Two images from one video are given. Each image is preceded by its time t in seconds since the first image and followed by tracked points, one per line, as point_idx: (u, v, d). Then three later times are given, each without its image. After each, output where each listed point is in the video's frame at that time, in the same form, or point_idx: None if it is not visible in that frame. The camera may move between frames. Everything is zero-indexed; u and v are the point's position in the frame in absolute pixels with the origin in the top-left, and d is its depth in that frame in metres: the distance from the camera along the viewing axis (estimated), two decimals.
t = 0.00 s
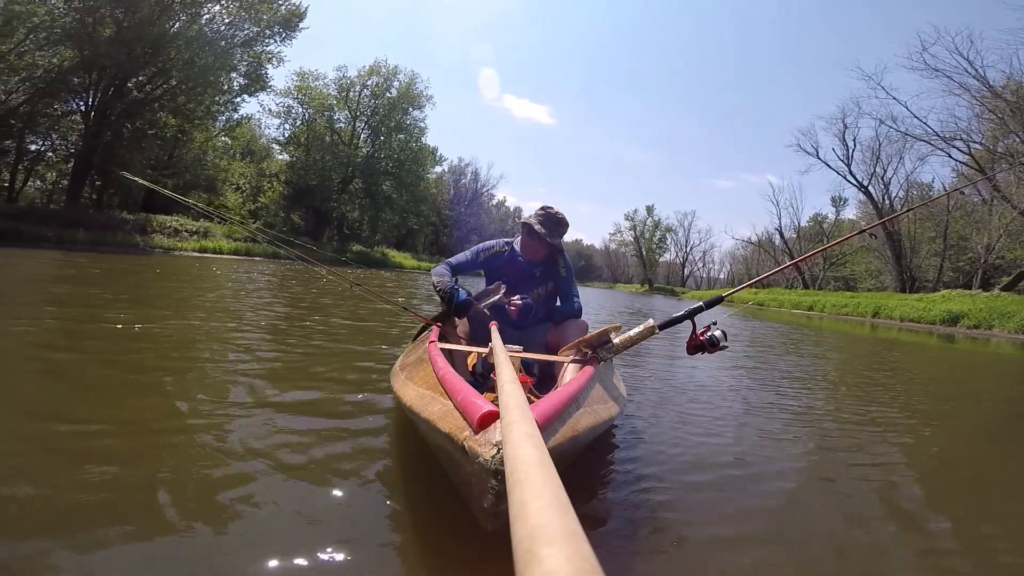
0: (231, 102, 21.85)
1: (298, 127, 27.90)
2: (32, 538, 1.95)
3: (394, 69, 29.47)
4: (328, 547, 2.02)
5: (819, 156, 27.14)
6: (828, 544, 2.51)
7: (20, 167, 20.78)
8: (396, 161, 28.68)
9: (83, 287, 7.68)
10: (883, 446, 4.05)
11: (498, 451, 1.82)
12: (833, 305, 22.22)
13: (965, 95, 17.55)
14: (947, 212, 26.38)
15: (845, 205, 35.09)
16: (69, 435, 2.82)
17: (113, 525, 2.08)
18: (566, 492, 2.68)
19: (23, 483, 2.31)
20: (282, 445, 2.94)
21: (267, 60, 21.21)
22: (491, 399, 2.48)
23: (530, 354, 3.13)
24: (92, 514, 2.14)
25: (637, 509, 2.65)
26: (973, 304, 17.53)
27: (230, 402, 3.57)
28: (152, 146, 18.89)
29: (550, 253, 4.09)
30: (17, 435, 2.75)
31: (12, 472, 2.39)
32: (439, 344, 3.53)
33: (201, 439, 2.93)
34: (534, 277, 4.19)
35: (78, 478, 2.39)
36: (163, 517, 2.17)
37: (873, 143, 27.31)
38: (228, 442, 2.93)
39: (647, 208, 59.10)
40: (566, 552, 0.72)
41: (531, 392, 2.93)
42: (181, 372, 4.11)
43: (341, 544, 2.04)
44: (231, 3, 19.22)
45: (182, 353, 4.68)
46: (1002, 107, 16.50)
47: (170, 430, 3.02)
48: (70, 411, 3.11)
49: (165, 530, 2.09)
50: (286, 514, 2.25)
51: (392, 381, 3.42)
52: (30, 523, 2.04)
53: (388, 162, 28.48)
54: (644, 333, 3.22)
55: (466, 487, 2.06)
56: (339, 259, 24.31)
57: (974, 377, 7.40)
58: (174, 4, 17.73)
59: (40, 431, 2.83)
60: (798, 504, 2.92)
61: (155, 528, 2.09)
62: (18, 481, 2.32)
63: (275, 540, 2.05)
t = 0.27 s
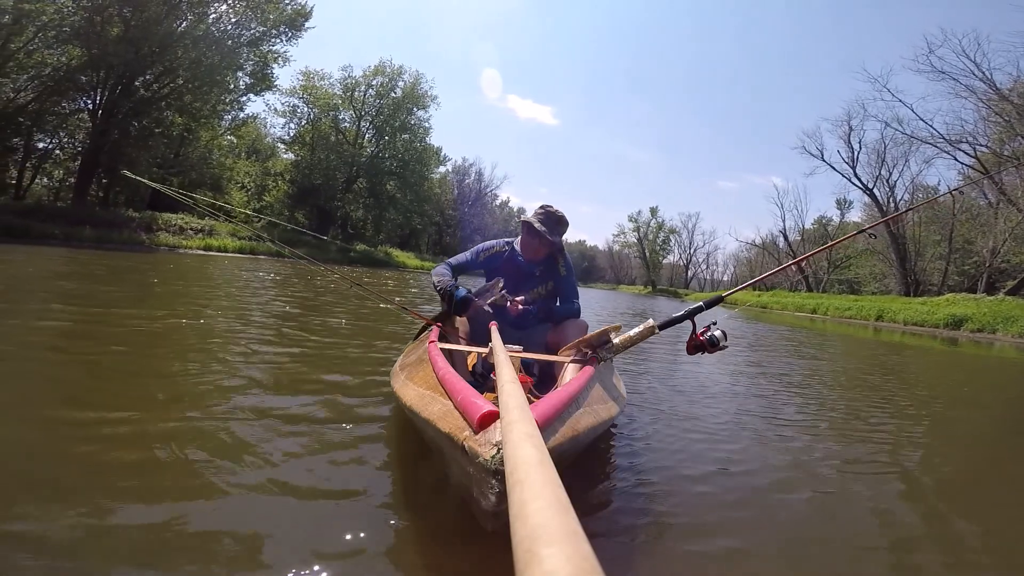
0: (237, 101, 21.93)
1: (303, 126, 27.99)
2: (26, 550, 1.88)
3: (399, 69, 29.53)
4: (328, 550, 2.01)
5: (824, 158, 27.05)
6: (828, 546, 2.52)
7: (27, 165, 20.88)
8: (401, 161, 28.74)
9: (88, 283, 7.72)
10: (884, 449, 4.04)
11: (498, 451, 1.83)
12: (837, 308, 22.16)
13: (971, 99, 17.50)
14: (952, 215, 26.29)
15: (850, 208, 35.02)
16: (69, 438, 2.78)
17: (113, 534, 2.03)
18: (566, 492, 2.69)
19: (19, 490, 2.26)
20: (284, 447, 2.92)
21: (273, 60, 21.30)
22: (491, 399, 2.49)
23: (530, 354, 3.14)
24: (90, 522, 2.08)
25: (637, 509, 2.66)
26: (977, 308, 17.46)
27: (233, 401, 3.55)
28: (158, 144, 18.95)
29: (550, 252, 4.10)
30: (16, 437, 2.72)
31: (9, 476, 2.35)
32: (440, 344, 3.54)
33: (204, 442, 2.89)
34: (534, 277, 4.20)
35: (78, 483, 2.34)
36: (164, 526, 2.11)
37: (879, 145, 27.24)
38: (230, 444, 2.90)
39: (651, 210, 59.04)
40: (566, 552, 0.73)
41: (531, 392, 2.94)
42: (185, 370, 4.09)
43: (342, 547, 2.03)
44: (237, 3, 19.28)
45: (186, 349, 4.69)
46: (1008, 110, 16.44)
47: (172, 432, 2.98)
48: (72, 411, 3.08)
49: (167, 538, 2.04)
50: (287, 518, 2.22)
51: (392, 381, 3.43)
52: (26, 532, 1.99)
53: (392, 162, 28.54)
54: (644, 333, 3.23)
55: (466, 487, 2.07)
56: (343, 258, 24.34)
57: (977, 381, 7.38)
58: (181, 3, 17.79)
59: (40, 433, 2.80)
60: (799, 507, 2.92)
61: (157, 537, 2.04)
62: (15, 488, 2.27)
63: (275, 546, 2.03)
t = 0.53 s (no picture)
0: (240, 103, 21.98)
1: (306, 128, 28.04)
2: (24, 557, 1.83)
3: (401, 70, 29.56)
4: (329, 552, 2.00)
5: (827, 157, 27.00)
6: (830, 546, 2.51)
7: (31, 167, 20.97)
8: (403, 162, 28.77)
9: (92, 285, 7.75)
10: (887, 449, 4.03)
11: (498, 451, 1.84)
12: (840, 308, 22.11)
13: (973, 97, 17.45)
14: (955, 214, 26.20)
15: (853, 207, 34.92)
16: (69, 441, 2.73)
17: (111, 540, 1.96)
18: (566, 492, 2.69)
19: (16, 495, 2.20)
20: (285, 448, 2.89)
21: (275, 61, 21.35)
22: (491, 399, 2.50)
23: (531, 354, 3.14)
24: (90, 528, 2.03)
25: (637, 509, 2.66)
26: (980, 306, 17.41)
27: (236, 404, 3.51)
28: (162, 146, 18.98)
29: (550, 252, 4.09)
30: (13, 441, 2.67)
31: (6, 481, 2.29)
32: (440, 344, 3.54)
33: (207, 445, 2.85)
34: (534, 277, 4.20)
35: (77, 487, 2.29)
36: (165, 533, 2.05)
37: (881, 144, 27.16)
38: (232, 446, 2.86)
39: (654, 210, 58.99)
40: (566, 552, 0.72)
41: (531, 392, 2.94)
42: (188, 373, 4.07)
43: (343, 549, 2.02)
44: (239, 5, 19.32)
45: (189, 351, 4.69)
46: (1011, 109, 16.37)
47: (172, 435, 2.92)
48: (72, 414, 3.05)
49: (168, 545, 1.98)
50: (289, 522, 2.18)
51: (392, 380, 3.43)
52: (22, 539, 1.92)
53: (394, 163, 28.58)
54: (644, 333, 3.22)
55: (466, 487, 2.07)
56: (346, 259, 24.37)
57: (981, 380, 7.35)
58: (183, 5, 17.82)
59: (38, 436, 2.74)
60: (800, 507, 2.91)
61: (157, 542, 1.99)
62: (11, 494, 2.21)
63: (276, 550, 1.99)
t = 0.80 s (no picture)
0: (242, 106, 22.05)
1: (308, 130, 28.09)
2: (21, 566, 1.80)
3: (402, 71, 29.59)
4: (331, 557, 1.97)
5: (829, 155, 26.91)
6: (834, 544, 2.52)
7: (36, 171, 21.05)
8: (405, 163, 28.82)
9: (97, 288, 7.78)
10: (889, 447, 4.02)
11: (498, 451, 1.84)
12: (844, 306, 22.07)
13: (975, 94, 17.39)
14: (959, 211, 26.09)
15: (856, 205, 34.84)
16: (68, 447, 2.68)
17: (112, 552, 1.91)
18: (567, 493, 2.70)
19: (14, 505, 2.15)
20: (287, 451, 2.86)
21: (277, 64, 21.41)
22: (491, 399, 2.50)
23: (531, 355, 3.15)
24: (90, 539, 1.97)
25: (638, 509, 2.65)
26: (985, 304, 17.34)
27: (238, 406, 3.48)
28: (166, 149, 19.06)
29: (550, 250, 4.10)
30: (12, 446, 2.65)
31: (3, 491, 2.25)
32: (439, 345, 3.54)
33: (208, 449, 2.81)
34: (534, 276, 4.22)
35: (76, 497, 2.25)
36: (168, 546, 1.99)
37: (884, 142, 27.08)
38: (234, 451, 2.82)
39: (656, 209, 58.92)
40: (566, 553, 0.73)
41: (532, 392, 2.95)
42: (190, 374, 4.04)
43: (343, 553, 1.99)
44: (240, 8, 19.35)
45: (192, 352, 4.69)
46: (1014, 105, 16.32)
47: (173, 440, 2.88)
48: (74, 416, 3.06)
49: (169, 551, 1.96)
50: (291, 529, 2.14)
51: (393, 381, 3.44)
52: (20, 551, 1.87)
53: (397, 164, 28.62)
54: (644, 333, 3.21)
55: (466, 487, 2.08)
56: (349, 260, 24.40)
57: (985, 377, 7.32)
58: (184, 9, 17.86)
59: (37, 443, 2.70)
60: (803, 506, 2.90)
61: (159, 554, 1.94)
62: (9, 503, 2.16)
63: (277, 558, 1.96)
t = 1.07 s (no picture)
0: (246, 106, 22.12)
1: (312, 130, 28.16)
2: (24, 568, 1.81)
3: (405, 71, 29.61)
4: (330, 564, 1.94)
5: (833, 155, 26.81)
6: (835, 544, 2.52)
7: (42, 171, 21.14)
8: (408, 163, 28.85)
9: (104, 287, 7.83)
10: (891, 448, 4.01)
11: (498, 451, 1.85)
12: (847, 306, 22.01)
13: (980, 93, 17.32)
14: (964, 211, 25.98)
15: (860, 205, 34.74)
16: (68, 452, 2.66)
17: (113, 554, 1.92)
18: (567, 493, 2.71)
19: (14, 512, 2.13)
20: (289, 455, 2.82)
21: (280, 64, 21.46)
22: (491, 399, 2.51)
23: (531, 355, 3.15)
24: (91, 547, 1.95)
25: (638, 509, 2.66)
26: (990, 304, 17.27)
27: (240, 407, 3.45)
28: (170, 150, 19.13)
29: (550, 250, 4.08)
30: (13, 448, 2.65)
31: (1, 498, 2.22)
32: (439, 345, 3.55)
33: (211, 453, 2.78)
34: (534, 274, 4.21)
35: (77, 499, 2.26)
36: (169, 555, 1.95)
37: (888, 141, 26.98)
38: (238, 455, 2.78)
39: (660, 209, 58.84)
40: (567, 553, 0.73)
41: (532, 392, 2.96)
42: (192, 376, 4.03)
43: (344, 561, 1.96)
44: (244, 8, 19.39)
45: (196, 353, 4.70)
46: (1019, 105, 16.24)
47: (175, 444, 2.86)
48: (75, 418, 3.06)
49: (171, 552, 1.97)
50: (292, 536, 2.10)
51: (392, 381, 3.45)
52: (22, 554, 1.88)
53: (400, 164, 28.66)
54: (643, 333, 3.21)
55: (465, 487, 2.08)
56: (353, 260, 24.45)
57: (989, 378, 7.30)
58: (188, 10, 17.91)
59: (37, 448, 2.68)
60: (803, 506, 2.91)
61: (161, 555, 1.95)
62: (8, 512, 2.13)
63: (278, 563, 1.94)
